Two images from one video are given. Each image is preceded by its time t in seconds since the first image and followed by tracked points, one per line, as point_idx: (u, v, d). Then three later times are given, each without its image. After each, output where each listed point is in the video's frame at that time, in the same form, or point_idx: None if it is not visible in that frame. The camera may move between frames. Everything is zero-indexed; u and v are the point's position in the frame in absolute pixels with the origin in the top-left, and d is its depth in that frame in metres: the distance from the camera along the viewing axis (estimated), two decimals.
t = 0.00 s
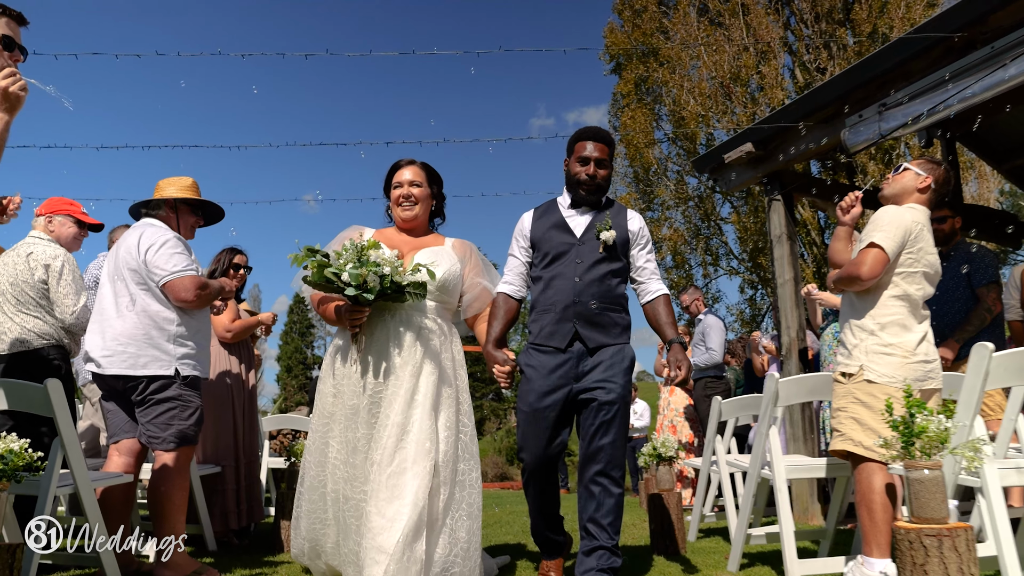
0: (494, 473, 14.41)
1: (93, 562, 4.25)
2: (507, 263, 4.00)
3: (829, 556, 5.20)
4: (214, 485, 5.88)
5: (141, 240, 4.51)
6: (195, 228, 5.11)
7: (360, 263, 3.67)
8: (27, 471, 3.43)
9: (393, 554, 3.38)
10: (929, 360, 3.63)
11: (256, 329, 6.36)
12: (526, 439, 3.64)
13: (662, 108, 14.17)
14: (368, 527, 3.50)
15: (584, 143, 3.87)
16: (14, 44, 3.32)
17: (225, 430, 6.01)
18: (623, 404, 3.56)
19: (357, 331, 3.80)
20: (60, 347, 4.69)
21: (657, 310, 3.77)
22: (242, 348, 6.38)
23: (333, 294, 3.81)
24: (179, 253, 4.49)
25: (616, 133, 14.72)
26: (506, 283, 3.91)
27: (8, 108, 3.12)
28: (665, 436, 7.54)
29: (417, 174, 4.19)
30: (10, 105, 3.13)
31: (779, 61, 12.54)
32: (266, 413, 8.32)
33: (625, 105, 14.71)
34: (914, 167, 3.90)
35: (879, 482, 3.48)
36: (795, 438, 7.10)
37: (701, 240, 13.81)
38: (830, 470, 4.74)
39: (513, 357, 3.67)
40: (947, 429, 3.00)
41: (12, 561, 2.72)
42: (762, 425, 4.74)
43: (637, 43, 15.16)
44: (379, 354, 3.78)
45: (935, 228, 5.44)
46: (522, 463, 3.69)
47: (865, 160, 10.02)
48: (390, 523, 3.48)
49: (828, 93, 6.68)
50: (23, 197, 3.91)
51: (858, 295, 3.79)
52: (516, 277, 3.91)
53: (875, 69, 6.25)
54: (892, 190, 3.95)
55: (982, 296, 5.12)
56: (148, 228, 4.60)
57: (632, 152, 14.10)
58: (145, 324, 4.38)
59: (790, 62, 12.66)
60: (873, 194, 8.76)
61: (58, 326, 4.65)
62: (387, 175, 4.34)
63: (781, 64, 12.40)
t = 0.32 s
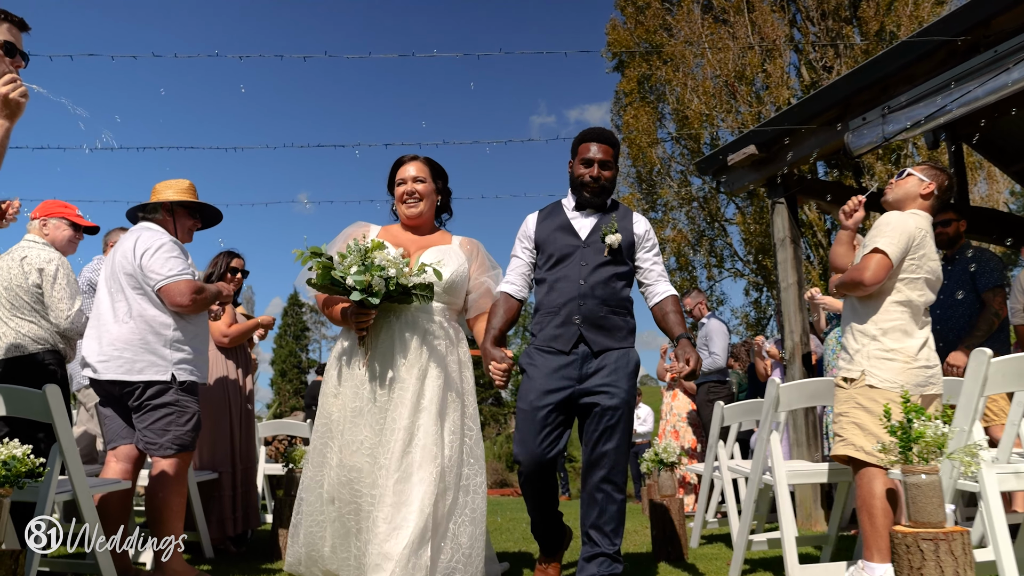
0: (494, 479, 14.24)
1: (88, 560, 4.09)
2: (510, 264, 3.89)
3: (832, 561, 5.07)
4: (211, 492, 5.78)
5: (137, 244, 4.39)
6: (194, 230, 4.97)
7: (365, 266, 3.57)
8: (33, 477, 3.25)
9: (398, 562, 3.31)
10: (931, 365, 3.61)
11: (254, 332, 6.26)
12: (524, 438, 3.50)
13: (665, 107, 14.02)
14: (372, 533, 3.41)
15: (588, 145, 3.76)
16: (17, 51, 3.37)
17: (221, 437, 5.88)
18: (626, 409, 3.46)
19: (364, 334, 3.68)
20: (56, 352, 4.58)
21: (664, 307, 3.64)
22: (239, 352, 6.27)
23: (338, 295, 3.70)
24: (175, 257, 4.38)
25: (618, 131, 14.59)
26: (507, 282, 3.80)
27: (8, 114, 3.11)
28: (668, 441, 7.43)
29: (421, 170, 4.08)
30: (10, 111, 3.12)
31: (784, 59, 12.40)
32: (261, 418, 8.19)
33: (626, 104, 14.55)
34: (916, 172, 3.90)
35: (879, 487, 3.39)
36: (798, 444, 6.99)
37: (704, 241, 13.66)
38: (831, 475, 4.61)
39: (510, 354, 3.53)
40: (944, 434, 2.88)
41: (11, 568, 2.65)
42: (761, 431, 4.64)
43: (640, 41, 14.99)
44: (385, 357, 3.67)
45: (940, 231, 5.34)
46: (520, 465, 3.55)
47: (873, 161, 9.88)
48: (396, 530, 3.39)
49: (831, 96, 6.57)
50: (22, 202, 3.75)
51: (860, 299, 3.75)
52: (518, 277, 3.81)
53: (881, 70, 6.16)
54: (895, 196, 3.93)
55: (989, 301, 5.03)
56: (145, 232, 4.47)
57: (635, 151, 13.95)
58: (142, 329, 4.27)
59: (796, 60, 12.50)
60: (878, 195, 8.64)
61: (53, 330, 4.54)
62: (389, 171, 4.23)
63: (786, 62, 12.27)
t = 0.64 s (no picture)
0: (494, 486, 14.11)
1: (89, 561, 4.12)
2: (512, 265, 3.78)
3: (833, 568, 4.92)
4: (209, 499, 5.68)
5: (134, 247, 4.29)
6: (192, 234, 4.86)
7: (368, 271, 3.48)
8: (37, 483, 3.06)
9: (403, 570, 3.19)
10: (933, 371, 3.56)
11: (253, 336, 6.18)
12: (529, 436, 3.36)
13: (668, 105, 13.95)
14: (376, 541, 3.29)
15: (592, 145, 3.66)
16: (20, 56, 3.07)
17: (220, 444, 5.79)
18: (630, 414, 3.37)
19: (368, 338, 3.57)
20: (52, 356, 4.48)
21: (668, 306, 3.54)
22: (238, 357, 6.18)
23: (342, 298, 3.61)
24: (171, 260, 4.29)
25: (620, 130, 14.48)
26: (511, 283, 3.68)
27: (9, 121, 2.78)
28: (670, 446, 7.33)
29: (426, 169, 3.97)
30: (12, 118, 2.80)
31: (790, 57, 12.28)
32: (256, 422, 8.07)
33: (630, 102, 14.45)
34: (920, 178, 3.82)
35: (881, 492, 3.35)
36: (802, 449, 6.88)
37: (709, 244, 13.58)
38: (832, 480, 4.49)
39: (513, 355, 3.43)
40: (944, 439, 2.83)
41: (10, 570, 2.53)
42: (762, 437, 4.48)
43: (642, 39, 14.84)
44: (390, 361, 3.57)
45: (944, 234, 5.23)
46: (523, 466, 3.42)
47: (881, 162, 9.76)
48: (402, 538, 3.28)
49: (836, 97, 6.46)
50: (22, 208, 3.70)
51: (864, 305, 3.68)
52: (521, 278, 3.69)
53: (884, 74, 6.06)
54: (897, 202, 3.86)
55: (996, 305, 4.89)
56: (143, 235, 4.38)
57: (638, 151, 13.81)
58: (139, 334, 4.17)
59: (803, 57, 12.52)
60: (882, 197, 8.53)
61: (50, 335, 4.44)
62: (394, 170, 4.12)
63: (792, 60, 12.14)
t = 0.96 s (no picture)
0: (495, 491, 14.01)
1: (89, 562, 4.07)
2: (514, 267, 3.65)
3: None
4: (208, 504, 5.57)
5: (132, 251, 4.21)
6: (190, 238, 4.76)
7: (370, 274, 3.39)
8: (39, 489, 3.04)
9: None
10: (936, 377, 3.50)
11: (252, 342, 6.09)
12: (538, 436, 3.21)
13: (672, 104, 13.79)
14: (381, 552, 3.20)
15: (595, 145, 3.57)
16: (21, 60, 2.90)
17: (219, 449, 5.69)
18: (635, 422, 3.28)
19: (370, 342, 3.48)
20: (50, 361, 4.37)
21: (672, 308, 3.42)
22: (236, 363, 6.09)
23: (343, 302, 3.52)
24: (170, 264, 4.19)
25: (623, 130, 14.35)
26: (512, 285, 3.55)
27: (13, 130, 2.60)
28: (673, 452, 7.23)
29: (431, 170, 3.88)
30: (17, 127, 2.62)
31: (796, 55, 12.13)
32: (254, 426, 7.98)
33: (633, 101, 14.32)
34: (925, 184, 3.78)
35: (885, 499, 3.34)
36: (806, 455, 6.77)
37: (714, 246, 13.47)
38: (838, 486, 4.40)
39: (515, 355, 3.32)
40: (943, 445, 2.84)
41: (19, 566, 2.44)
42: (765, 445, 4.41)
43: (646, 36, 14.63)
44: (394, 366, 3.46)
45: (950, 237, 5.12)
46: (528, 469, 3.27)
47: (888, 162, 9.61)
48: (409, 549, 3.19)
49: (842, 99, 6.36)
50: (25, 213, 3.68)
51: (868, 311, 3.61)
52: (524, 280, 3.56)
53: (889, 76, 5.95)
54: (900, 207, 3.84)
55: (1007, 310, 4.78)
56: (141, 239, 4.30)
57: (641, 151, 13.64)
58: (137, 339, 4.08)
59: (810, 56, 12.47)
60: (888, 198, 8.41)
61: (48, 340, 4.33)
62: (398, 171, 4.02)
63: (799, 59, 11.98)
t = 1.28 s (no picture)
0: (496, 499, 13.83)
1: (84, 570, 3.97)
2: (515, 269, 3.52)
3: None
4: (207, 511, 5.46)
5: (131, 256, 4.14)
6: (191, 242, 4.64)
7: (367, 277, 3.29)
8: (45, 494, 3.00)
9: None
10: (941, 384, 3.50)
11: (253, 348, 6.00)
12: (548, 439, 3.08)
13: (678, 104, 13.64)
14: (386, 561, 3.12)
15: (597, 145, 3.47)
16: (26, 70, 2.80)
17: (219, 455, 5.58)
18: (640, 428, 3.19)
19: (369, 346, 3.38)
20: (48, 367, 4.25)
21: (672, 310, 3.33)
22: (236, 369, 6.00)
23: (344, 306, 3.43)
24: (169, 269, 4.11)
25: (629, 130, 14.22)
26: (514, 288, 3.42)
27: (19, 138, 2.54)
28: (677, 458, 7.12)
29: (435, 172, 3.77)
30: (22, 135, 2.57)
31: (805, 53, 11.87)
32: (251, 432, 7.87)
33: (638, 101, 14.18)
34: (930, 190, 3.80)
35: (888, 505, 3.37)
36: (811, 461, 6.64)
37: (720, 249, 13.35)
38: (841, 493, 4.30)
39: (517, 361, 3.19)
40: (945, 451, 2.90)
41: None
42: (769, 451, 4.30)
43: (650, 35, 14.58)
44: (397, 369, 3.37)
45: (956, 241, 5.00)
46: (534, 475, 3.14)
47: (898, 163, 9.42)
48: (414, 558, 3.12)
49: (849, 101, 6.25)
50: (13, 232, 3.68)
51: (873, 317, 3.62)
52: (525, 283, 3.42)
53: (894, 79, 5.85)
54: (903, 212, 3.84)
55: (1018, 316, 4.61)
56: (141, 244, 4.22)
57: (646, 152, 13.60)
58: (136, 344, 4.00)
59: (818, 53, 12.17)
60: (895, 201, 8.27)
61: (46, 345, 4.21)
62: (402, 173, 3.92)
63: (808, 57, 11.73)
